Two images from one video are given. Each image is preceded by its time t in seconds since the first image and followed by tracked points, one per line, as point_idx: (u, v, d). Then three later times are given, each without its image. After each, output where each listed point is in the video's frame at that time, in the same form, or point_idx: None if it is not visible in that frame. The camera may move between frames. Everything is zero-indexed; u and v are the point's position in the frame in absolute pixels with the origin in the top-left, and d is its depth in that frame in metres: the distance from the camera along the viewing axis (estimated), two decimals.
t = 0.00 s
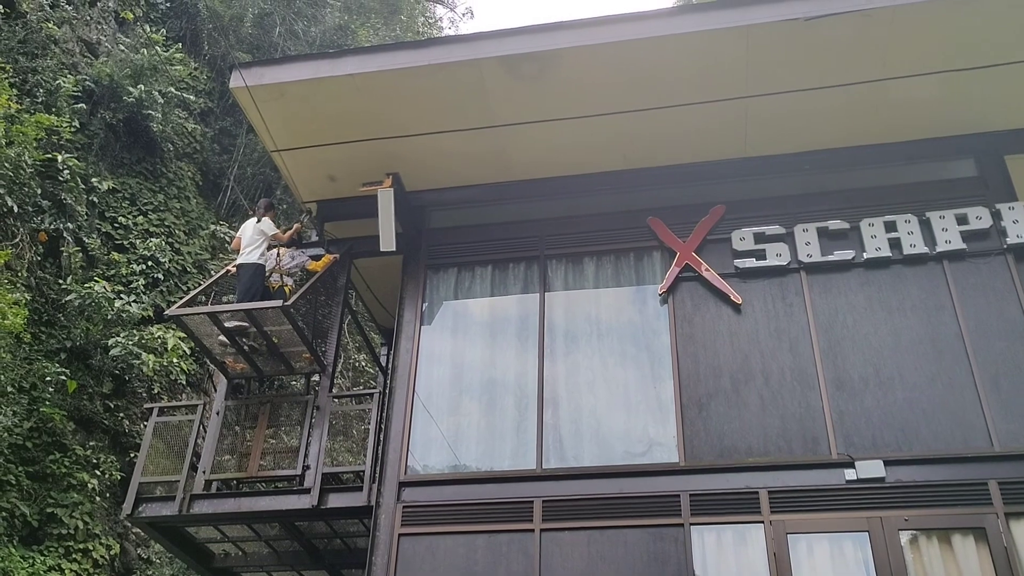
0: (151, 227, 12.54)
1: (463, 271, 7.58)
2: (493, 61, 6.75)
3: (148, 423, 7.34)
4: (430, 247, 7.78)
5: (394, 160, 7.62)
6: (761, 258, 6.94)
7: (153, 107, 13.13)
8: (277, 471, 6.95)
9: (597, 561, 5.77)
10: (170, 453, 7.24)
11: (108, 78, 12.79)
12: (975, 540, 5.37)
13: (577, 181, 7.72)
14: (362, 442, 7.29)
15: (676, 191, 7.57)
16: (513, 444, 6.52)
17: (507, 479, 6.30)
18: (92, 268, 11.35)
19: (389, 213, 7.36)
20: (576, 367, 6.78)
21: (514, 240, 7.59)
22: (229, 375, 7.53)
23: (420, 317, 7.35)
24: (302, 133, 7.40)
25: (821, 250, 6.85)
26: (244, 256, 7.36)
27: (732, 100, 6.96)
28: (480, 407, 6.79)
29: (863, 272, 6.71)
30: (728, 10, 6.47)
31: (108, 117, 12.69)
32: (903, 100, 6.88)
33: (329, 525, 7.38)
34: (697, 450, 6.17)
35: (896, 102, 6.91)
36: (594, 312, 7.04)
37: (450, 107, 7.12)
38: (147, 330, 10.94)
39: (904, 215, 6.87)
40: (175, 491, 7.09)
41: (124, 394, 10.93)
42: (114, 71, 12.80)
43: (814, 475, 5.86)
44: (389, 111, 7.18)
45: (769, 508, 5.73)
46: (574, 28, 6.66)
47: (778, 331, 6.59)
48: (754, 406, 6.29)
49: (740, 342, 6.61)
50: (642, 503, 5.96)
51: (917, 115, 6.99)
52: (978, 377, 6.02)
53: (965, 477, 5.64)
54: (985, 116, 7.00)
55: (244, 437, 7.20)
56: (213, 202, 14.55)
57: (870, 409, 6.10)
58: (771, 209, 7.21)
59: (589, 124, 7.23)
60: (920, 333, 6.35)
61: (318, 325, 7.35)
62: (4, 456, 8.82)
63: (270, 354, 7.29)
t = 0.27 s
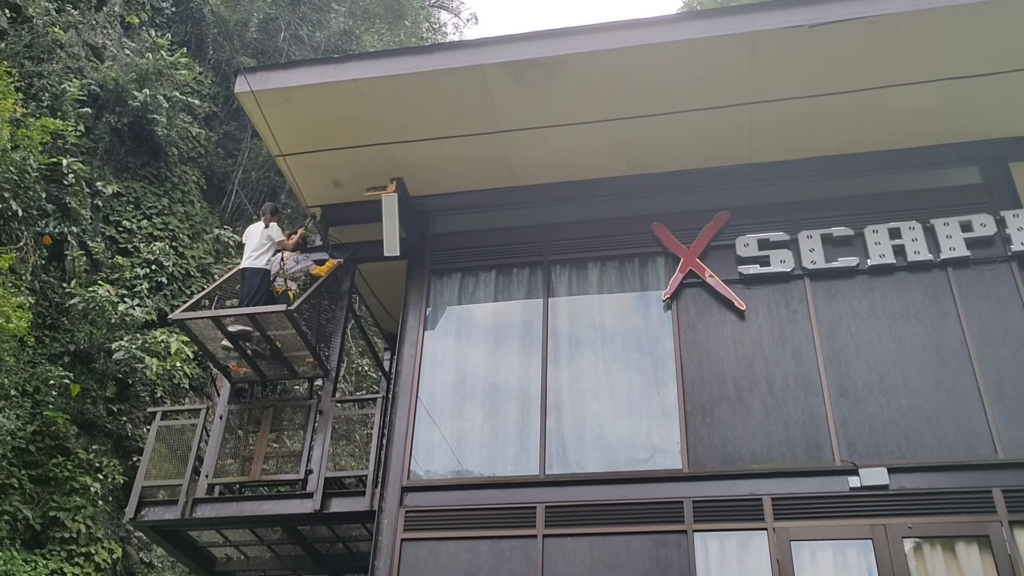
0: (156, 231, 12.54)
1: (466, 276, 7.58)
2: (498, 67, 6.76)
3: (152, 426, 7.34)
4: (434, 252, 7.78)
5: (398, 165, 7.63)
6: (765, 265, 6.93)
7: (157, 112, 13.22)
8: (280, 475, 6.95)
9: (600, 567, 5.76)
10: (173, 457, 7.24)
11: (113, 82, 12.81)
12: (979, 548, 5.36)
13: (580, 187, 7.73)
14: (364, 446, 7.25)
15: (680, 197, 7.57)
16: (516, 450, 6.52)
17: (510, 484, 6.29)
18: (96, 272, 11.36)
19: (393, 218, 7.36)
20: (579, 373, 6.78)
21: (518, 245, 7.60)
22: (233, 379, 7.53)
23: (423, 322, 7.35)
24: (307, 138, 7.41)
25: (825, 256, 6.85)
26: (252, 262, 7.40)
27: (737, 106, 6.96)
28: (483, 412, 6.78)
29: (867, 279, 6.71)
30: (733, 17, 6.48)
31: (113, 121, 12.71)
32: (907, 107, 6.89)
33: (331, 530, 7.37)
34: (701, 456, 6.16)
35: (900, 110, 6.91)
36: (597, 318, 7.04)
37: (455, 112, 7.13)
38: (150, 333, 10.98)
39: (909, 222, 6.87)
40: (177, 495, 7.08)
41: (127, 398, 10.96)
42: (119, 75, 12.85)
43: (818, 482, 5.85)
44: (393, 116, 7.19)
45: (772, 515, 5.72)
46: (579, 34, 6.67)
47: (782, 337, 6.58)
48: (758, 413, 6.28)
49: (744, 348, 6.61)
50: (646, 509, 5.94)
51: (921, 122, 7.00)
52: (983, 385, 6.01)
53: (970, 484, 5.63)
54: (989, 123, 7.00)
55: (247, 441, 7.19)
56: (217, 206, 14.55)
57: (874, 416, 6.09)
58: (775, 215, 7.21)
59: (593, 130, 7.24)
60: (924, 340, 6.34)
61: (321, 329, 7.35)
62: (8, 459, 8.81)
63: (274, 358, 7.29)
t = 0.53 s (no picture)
0: (164, 237, 12.57)
1: (474, 280, 7.59)
2: (505, 72, 6.77)
3: (161, 432, 7.37)
4: (442, 257, 7.79)
5: (406, 170, 7.64)
6: (774, 268, 6.92)
7: (165, 118, 13.23)
8: (289, 480, 6.96)
9: (610, 572, 5.75)
10: (182, 462, 7.26)
11: (121, 89, 12.86)
12: (991, 552, 5.33)
13: (588, 191, 7.72)
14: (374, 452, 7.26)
15: (688, 201, 7.56)
16: (524, 455, 6.51)
17: (518, 490, 6.28)
18: (105, 278, 11.40)
19: (401, 224, 7.37)
20: (588, 378, 6.77)
21: (526, 249, 7.60)
22: (241, 385, 7.54)
23: (431, 327, 7.35)
24: (315, 144, 7.43)
25: (833, 260, 6.83)
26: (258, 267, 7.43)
27: (744, 110, 6.96)
28: (492, 418, 6.78)
29: (876, 283, 6.68)
30: (739, 20, 6.49)
31: (122, 128, 12.78)
32: (915, 110, 6.87)
33: (340, 536, 7.37)
34: (710, 461, 6.14)
35: (908, 113, 6.89)
36: (605, 323, 7.03)
37: (462, 117, 7.14)
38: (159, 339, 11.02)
39: (918, 225, 6.84)
40: (186, 500, 7.09)
41: (137, 404, 10.98)
42: (127, 82, 12.91)
43: (828, 487, 5.82)
44: (401, 121, 7.20)
45: (782, 520, 5.70)
46: (586, 39, 6.68)
47: (791, 341, 6.56)
48: (768, 417, 6.26)
49: (753, 352, 6.59)
50: (655, 514, 5.93)
51: (929, 125, 6.98)
52: (993, 389, 5.98)
53: (981, 488, 5.60)
54: (998, 126, 6.98)
55: (256, 447, 7.20)
56: (224, 212, 14.59)
57: (884, 420, 6.06)
58: (783, 219, 7.19)
59: (600, 135, 7.24)
60: (934, 343, 6.31)
61: (329, 334, 7.36)
62: (18, 465, 8.84)
63: (282, 363, 7.31)
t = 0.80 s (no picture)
0: (178, 245, 12.62)
1: (486, 285, 7.59)
2: (515, 76, 6.78)
3: (177, 439, 7.45)
4: (453, 262, 7.79)
5: (417, 176, 7.65)
6: (787, 270, 6.89)
7: (178, 127, 13.29)
8: (304, 487, 6.98)
9: None
10: (198, 469, 7.31)
11: (134, 99, 12.96)
12: (1011, 555, 5.27)
13: (599, 194, 7.71)
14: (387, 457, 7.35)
15: (700, 203, 7.54)
16: (538, 459, 6.50)
17: (533, 494, 6.27)
18: (120, 286, 11.47)
19: (412, 229, 7.38)
20: (601, 382, 6.76)
21: (537, 253, 7.59)
22: (256, 392, 7.57)
23: (444, 332, 7.36)
24: (326, 150, 7.45)
25: (847, 261, 6.79)
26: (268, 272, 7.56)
27: (755, 111, 6.93)
28: (505, 422, 6.77)
29: (891, 283, 6.64)
30: (749, 22, 6.47)
31: (135, 137, 12.86)
32: (928, 109, 6.82)
33: (355, 541, 7.38)
34: (725, 465, 6.12)
35: (921, 112, 6.85)
36: (618, 326, 7.01)
37: (472, 122, 7.15)
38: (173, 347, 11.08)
39: (932, 225, 6.79)
40: (202, 507, 7.13)
41: (152, 411, 11.06)
42: (141, 92, 12.99)
43: (845, 490, 5.78)
44: (412, 127, 7.21)
45: (798, 523, 5.66)
46: (595, 42, 6.68)
47: (805, 343, 6.53)
48: (783, 420, 6.23)
49: (767, 354, 6.56)
50: (670, 518, 5.90)
51: (943, 125, 6.93)
52: (1011, 389, 5.93)
53: (999, 490, 5.54)
54: (1013, 124, 6.92)
55: (271, 453, 7.22)
56: (237, 219, 14.65)
57: (900, 422, 6.01)
58: (796, 220, 7.15)
59: (611, 138, 7.23)
60: (950, 344, 6.27)
61: (342, 340, 7.37)
62: (35, 473, 8.90)
63: (296, 370, 7.33)
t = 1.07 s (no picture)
0: (193, 249, 12.69)
1: (500, 286, 7.59)
2: (527, 78, 6.78)
3: (194, 443, 7.46)
4: (467, 264, 7.80)
5: (430, 178, 7.67)
6: (803, 268, 6.85)
7: (193, 132, 13.38)
8: (320, 489, 6.99)
9: None
10: (215, 472, 7.33)
11: (149, 105, 13.09)
12: None
13: (612, 195, 7.69)
14: (404, 459, 7.13)
15: (714, 203, 7.51)
16: (554, 460, 6.49)
17: (549, 495, 6.26)
18: (137, 291, 11.55)
19: (426, 231, 7.39)
20: (617, 382, 6.74)
21: (551, 254, 7.59)
22: (272, 395, 7.60)
23: (459, 334, 7.36)
24: (339, 154, 7.48)
25: (863, 258, 6.75)
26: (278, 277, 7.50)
27: (768, 109, 6.90)
28: (520, 424, 6.77)
29: (908, 280, 6.59)
30: (762, 19, 6.45)
31: (150, 142, 12.95)
32: (943, 105, 6.78)
33: (372, 544, 7.39)
34: (742, 464, 6.09)
35: (936, 108, 6.80)
36: (633, 326, 6.99)
37: (484, 124, 7.16)
38: (190, 351, 11.14)
39: (949, 221, 6.74)
40: (220, 510, 7.16)
41: (169, 415, 11.10)
42: (156, 98, 13.14)
43: (863, 489, 5.75)
44: (424, 129, 7.22)
45: (817, 523, 5.63)
46: (607, 42, 6.68)
47: (822, 341, 6.49)
48: (800, 419, 6.19)
49: (783, 353, 6.52)
50: (687, 518, 5.88)
51: (958, 120, 6.88)
52: None
53: (1020, 488, 5.49)
54: None
55: (287, 456, 7.24)
56: (252, 223, 14.72)
57: (919, 420, 5.97)
58: (811, 218, 7.12)
59: (623, 138, 7.22)
60: (968, 341, 6.22)
61: (357, 343, 7.39)
62: (55, 478, 8.97)
63: (311, 373, 7.35)
